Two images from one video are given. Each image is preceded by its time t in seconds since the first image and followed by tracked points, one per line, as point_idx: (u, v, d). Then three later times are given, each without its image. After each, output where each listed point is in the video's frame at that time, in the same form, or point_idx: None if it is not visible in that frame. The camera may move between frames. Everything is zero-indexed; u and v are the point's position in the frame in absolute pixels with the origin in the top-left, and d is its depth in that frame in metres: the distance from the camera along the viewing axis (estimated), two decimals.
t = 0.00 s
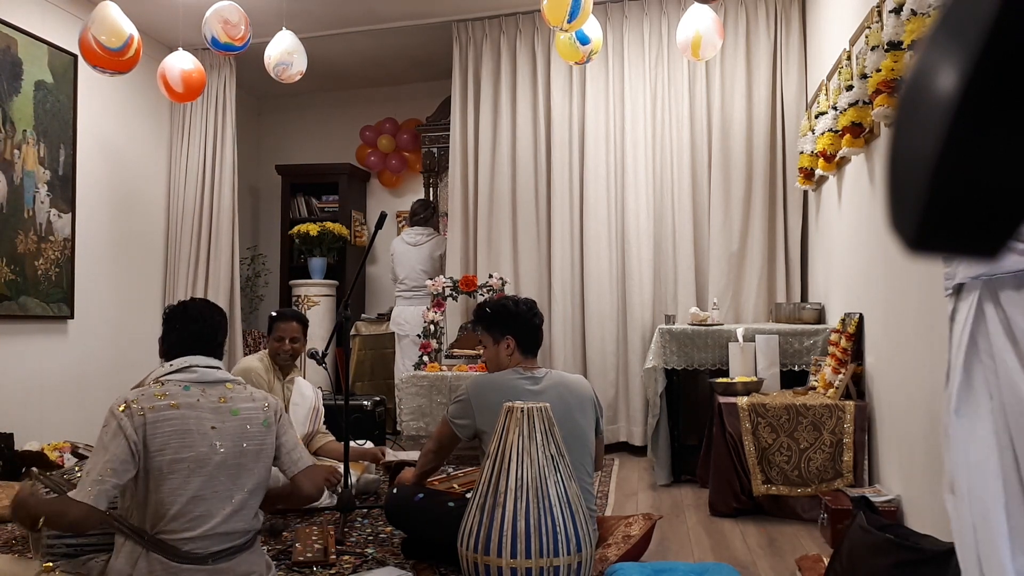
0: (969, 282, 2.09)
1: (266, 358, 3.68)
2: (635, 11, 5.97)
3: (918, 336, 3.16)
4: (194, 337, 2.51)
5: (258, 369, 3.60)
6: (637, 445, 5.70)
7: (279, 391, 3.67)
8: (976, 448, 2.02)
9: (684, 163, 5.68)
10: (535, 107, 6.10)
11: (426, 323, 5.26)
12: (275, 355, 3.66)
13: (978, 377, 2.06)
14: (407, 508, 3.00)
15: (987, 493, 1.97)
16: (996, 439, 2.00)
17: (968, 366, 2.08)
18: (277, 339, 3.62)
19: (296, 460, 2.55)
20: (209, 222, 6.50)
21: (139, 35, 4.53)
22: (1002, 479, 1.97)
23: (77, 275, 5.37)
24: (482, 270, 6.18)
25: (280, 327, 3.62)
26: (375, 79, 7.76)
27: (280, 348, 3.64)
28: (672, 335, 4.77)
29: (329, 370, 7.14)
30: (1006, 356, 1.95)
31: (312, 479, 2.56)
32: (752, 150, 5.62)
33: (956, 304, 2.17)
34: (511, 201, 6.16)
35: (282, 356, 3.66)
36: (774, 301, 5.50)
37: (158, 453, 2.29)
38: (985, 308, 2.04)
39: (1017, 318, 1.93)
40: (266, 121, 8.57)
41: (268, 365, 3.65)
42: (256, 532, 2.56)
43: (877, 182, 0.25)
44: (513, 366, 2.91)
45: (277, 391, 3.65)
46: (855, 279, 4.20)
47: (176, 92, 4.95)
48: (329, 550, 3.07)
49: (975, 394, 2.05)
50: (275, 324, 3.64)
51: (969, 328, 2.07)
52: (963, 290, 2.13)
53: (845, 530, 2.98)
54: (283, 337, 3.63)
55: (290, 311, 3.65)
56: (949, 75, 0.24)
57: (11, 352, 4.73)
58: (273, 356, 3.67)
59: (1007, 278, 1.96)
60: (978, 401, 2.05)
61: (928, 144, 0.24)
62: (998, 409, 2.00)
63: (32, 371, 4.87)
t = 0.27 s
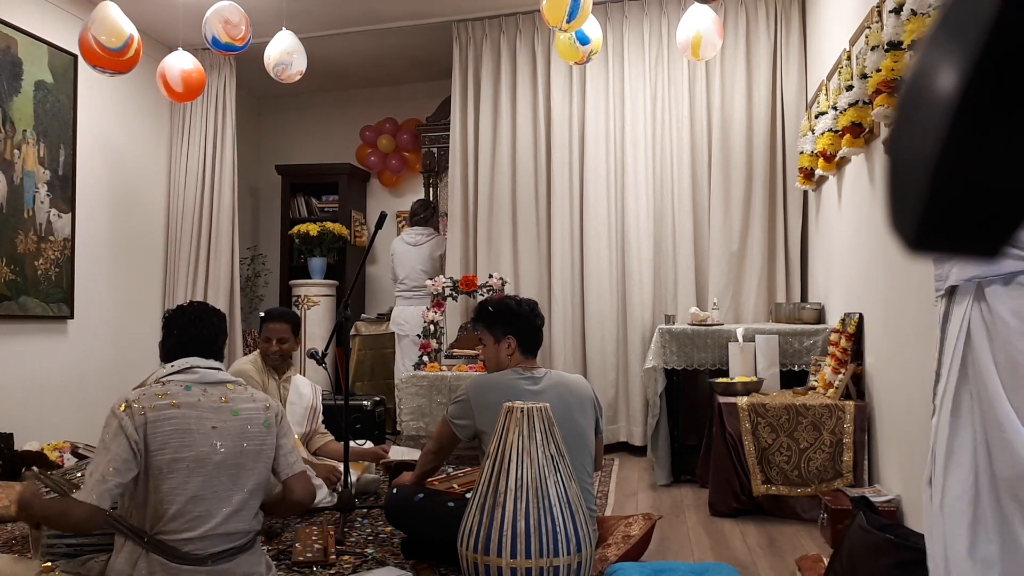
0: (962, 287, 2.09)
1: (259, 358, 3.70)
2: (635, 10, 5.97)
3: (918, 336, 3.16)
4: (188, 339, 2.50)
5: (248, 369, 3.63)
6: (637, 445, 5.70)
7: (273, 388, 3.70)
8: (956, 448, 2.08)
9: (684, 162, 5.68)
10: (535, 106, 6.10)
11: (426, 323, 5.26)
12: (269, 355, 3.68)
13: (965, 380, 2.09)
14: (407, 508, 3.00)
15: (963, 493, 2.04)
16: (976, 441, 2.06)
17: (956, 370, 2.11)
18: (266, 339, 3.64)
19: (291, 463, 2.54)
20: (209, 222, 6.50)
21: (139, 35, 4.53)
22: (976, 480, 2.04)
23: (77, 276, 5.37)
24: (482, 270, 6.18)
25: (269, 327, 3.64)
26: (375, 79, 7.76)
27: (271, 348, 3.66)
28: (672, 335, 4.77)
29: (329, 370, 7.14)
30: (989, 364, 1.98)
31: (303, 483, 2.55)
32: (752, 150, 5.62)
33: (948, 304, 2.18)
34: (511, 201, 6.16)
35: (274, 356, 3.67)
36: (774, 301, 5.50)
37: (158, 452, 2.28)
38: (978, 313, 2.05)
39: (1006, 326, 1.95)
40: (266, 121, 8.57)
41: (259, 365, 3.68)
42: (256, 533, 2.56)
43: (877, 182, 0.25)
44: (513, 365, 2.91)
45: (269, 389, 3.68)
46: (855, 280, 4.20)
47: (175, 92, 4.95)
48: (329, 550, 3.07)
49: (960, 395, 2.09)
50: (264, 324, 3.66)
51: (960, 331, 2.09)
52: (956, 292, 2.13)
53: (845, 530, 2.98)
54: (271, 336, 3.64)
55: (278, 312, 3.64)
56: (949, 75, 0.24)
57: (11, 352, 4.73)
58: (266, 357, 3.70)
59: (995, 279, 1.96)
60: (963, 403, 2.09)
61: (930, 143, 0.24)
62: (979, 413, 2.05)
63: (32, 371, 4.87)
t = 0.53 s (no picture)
0: (963, 290, 2.09)
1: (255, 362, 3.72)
2: (635, 10, 5.97)
3: (918, 336, 3.16)
4: (187, 338, 2.50)
5: (243, 373, 3.65)
6: (637, 445, 5.70)
7: (268, 390, 3.69)
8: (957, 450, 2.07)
9: (684, 162, 5.68)
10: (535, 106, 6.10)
11: (426, 323, 5.26)
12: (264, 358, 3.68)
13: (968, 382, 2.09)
14: (407, 508, 3.00)
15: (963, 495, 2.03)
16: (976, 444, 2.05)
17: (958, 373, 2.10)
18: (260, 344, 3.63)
19: (296, 463, 2.55)
20: (209, 222, 6.49)
21: (139, 35, 4.53)
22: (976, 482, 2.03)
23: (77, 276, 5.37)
24: (482, 270, 6.17)
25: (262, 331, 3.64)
26: (375, 79, 7.76)
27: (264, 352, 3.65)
28: (672, 335, 4.77)
29: (329, 370, 7.14)
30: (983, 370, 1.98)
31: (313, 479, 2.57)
32: (752, 150, 5.62)
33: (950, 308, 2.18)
34: (511, 201, 6.16)
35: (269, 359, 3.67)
36: (774, 301, 5.50)
37: (157, 449, 2.28)
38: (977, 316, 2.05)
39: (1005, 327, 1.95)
40: (266, 121, 8.57)
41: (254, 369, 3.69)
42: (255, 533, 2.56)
43: (876, 181, 0.25)
44: (512, 365, 2.91)
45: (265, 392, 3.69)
46: (855, 280, 4.21)
47: (176, 92, 4.95)
48: (329, 549, 3.07)
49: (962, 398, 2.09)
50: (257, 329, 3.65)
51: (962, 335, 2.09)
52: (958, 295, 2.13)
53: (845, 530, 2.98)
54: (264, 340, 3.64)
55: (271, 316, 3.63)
56: (950, 74, 0.24)
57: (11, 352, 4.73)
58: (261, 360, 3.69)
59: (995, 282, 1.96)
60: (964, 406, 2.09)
61: (931, 142, 0.24)
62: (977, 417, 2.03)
63: (32, 371, 4.87)
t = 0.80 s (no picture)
0: (969, 288, 2.09)
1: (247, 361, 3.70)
2: (634, 11, 5.97)
3: (918, 336, 3.15)
4: (183, 338, 2.50)
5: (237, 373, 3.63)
6: (637, 445, 5.70)
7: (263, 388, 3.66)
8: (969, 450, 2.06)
9: (684, 163, 5.68)
10: (535, 106, 6.10)
11: (426, 323, 5.26)
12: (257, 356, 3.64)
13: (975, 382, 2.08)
14: (407, 508, 2.99)
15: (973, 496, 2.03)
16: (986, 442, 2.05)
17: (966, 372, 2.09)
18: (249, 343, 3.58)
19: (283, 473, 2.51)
20: (209, 222, 6.49)
21: (139, 35, 4.53)
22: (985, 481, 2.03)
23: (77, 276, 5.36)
24: (482, 270, 6.17)
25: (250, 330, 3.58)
26: (375, 79, 7.76)
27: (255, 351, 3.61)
28: (672, 335, 4.77)
29: (329, 370, 7.14)
30: (995, 367, 1.98)
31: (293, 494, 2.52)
32: (752, 150, 5.62)
33: (955, 307, 2.17)
34: (511, 201, 6.16)
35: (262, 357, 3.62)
36: (774, 301, 5.50)
37: (157, 447, 2.29)
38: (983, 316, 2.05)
39: (1013, 325, 1.95)
40: (266, 121, 8.57)
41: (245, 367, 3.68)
42: (255, 534, 2.56)
43: (877, 181, 0.25)
44: (512, 365, 2.91)
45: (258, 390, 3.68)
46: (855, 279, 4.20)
47: (176, 92, 4.95)
48: (329, 550, 3.07)
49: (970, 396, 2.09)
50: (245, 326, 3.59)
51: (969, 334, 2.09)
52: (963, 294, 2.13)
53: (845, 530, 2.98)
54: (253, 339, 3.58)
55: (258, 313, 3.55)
56: (950, 73, 0.24)
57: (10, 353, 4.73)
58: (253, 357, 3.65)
59: (1000, 280, 1.96)
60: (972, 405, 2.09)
61: (931, 142, 0.24)
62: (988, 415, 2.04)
63: (32, 371, 4.87)
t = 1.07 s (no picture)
0: (979, 290, 1.97)
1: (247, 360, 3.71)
2: (635, 11, 5.97)
3: (918, 335, 3.15)
4: (178, 339, 2.50)
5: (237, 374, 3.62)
6: (637, 445, 5.70)
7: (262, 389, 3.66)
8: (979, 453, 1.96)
9: (684, 163, 5.68)
10: (535, 106, 6.10)
11: (426, 323, 5.26)
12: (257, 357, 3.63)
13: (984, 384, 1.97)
14: (407, 508, 2.99)
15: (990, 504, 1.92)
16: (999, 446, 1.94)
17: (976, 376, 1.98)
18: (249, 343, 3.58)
19: (297, 468, 2.54)
20: (209, 222, 6.49)
21: (138, 35, 4.53)
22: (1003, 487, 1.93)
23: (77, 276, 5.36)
24: (482, 270, 6.17)
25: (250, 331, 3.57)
26: (375, 79, 7.76)
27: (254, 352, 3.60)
28: (672, 335, 4.77)
29: (329, 370, 7.14)
30: (1010, 373, 1.85)
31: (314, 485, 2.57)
32: (752, 151, 5.62)
33: (965, 307, 2.05)
34: (511, 201, 6.16)
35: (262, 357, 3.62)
36: (774, 301, 5.50)
37: (153, 451, 2.29)
38: (995, 318, 1.93)
39: None
40: (266, 121, 8.57)
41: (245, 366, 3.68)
42: (254, 534, 2.56)
43: (876, 182, 0.25)
44: (513, 365, 2.91)
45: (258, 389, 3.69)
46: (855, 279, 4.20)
47: (176, 92, 4.95)
48: (329, 550, 3.07)
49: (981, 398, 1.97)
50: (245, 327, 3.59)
51: (979, 336, 1.97)
52: (973, 296, 2.00)
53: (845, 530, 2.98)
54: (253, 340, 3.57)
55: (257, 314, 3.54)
56: (949, 73, 0.24)
57: (10, 353, 4.73)
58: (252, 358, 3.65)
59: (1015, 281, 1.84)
60: (983, 407, 1.97)
61: (931, 142, 0.24)
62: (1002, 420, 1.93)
63: (31, 371, 4.87)
